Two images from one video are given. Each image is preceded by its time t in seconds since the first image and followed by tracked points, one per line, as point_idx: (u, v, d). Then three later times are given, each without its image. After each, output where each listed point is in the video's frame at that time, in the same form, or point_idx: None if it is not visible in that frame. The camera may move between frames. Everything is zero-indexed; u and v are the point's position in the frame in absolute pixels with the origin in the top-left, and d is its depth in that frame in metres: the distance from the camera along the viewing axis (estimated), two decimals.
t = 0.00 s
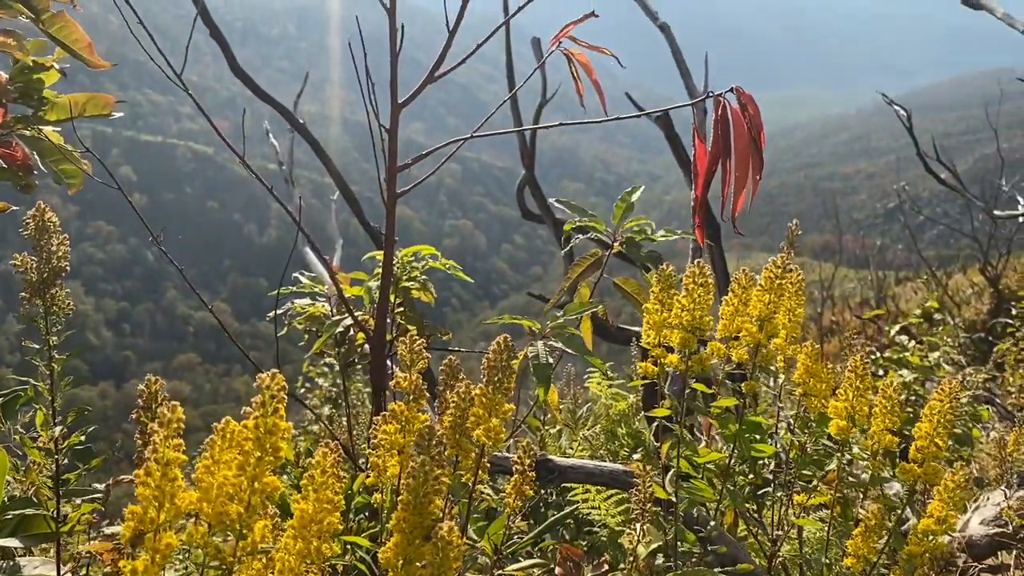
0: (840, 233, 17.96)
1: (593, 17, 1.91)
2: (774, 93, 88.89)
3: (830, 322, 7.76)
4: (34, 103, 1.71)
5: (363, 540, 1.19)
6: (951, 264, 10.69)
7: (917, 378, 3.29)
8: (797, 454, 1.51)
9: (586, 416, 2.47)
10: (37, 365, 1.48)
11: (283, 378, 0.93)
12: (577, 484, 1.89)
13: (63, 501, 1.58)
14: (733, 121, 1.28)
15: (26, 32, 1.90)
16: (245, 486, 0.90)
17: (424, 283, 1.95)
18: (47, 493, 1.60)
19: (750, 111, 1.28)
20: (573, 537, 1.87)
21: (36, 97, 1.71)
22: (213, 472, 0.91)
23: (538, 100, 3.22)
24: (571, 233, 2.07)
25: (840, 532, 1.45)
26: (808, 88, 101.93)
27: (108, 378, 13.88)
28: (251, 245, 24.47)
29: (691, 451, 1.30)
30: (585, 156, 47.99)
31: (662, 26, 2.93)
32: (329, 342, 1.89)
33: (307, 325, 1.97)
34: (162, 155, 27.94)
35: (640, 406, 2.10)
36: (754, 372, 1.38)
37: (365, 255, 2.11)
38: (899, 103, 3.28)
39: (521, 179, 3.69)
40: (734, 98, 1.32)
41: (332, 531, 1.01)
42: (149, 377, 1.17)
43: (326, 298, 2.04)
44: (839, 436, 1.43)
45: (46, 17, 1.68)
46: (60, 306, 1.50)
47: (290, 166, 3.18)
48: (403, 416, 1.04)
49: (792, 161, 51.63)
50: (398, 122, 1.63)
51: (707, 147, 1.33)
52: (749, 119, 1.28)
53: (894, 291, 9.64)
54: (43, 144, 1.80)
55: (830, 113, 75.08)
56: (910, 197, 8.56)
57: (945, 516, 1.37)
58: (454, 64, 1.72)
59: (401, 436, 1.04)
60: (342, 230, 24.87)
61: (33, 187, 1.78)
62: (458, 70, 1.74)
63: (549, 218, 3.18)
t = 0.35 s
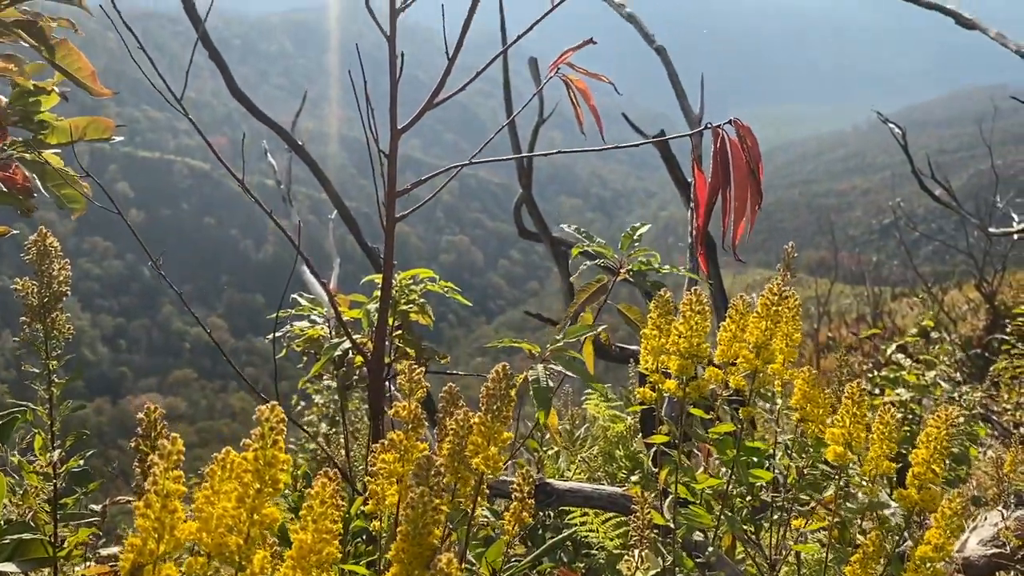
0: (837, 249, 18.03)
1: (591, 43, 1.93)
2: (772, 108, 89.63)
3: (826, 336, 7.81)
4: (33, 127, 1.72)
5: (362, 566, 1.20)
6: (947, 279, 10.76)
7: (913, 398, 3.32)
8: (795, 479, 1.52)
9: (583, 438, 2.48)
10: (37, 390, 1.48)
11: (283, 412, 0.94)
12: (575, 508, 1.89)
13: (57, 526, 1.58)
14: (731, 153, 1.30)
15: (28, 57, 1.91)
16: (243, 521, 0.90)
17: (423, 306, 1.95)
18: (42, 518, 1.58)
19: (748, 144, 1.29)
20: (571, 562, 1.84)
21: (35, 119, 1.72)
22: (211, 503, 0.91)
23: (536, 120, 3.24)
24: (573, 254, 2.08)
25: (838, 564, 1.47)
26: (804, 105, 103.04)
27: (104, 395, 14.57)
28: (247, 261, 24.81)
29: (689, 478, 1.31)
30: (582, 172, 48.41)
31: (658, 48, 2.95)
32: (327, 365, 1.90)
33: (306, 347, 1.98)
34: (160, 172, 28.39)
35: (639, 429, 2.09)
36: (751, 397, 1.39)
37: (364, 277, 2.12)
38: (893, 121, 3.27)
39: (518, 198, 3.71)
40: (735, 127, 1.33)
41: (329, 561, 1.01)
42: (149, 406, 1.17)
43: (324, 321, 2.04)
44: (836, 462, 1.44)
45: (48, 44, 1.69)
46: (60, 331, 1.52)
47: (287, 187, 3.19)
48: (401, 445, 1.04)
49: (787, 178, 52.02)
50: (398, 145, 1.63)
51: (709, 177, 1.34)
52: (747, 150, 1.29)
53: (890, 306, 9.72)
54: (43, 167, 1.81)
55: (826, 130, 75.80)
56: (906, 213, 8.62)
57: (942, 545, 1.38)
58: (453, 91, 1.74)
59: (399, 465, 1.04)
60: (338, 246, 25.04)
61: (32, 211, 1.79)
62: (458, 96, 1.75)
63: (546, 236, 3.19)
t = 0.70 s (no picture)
0: (831, 267, 18.16)
1: (586, 65, 1.94)
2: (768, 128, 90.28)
3: (822, 354, 7.85)
4: (30, 151, 1.72)
5: None
6: (942, 297, 10.83)
7: (910, 416, 3.33)
8: (793, 502, 1.54)
9: (581, 458, 2.48)
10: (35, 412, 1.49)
11: (282, 441, 0.93)
12: (573, 531, 1.88)
13: (51, 551, 1.56)
14: (729, 174, 1.30)
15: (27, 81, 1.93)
16: (242, 547, 0.90)
17: (420, 328, 1.95)
18: (36, 541, 1.57)
19: (746, 165, 1.29)
20: None
21: (33, 143, 1.72)
22: (209, 531, 0.91)
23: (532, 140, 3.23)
24: (570, 276, 2.09)
25: None
26: (800, 125, 103.85)
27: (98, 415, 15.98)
28: (243, 279, 25.77)
29: (686, 502, 1.31)
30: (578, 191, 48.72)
31: (652, 69, 2.96)
32: (324, 388, 1.91)
33: (302, 370, 1.97)
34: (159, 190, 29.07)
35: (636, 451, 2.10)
36: (750, 420, 1.40)
37: (361, 298, 2.13)
38: (887, 141, 3.25)
39: (514, 218, 3.72)
40: (730, 149, 1.32)
41: None
42: (147, 430, 1.18)
43: (323, 342, 2.04)
44: (835, 486, 1.46)
45: (49, 68, 1.70)
46: (56, 355, 1.52)
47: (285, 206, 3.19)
48: (399, 470, 1.04)
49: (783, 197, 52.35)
50: (395, 166, 1.62)
51: (706, 197, 1.34)
52: (745, 172, 1.29)
53: (887, 325, 9.78)
54: (41, 191, 1.82)
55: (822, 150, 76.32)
56: (900, 231, 8.68)
57: (942, 567, 1.39)
58: (450, 112, 1.74)
59: (397, 492, 1.04)
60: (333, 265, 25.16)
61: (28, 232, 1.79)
62: (456, 117, 1.75)
63: (543, 255, 3.19)
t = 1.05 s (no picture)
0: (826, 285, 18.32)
1: (583, 93, 1.96)
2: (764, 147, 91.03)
3: (817, 373, 7.89)
4: (28, 173, 1.73)
5: None
6: (936, 316, 10.91)
7: (906, 435, 3.35)
8: (789, 524, 1.56)
9: (577, 479, 2.48)
10: (33, 437, 1.53)
11: (283, 468, 0.94)
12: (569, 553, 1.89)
13: None
14: (721, 203, 1.32)
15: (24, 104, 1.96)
16: None
17: (418, 350, 1.96)
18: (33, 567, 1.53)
19: (737, 194, 1.31)
20: None
21: (31, 164, 1.72)
22: (209, 557, 0.91)
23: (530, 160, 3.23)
24: (567, 301, 2.10)
25: None
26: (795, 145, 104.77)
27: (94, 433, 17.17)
28: (240, 298, 27.03)
29: (682, 528, 1.32)
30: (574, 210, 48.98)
31: (648, 93, 2.99)
32: (322, 410, 1.92)
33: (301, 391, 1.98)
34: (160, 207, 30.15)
35: (632, 472, 2.11)
36: (744, 445, 1.41)
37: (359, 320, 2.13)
38: (881, 160, 3.23)
39: (511, 239, 3.74)
40: (723, 177, 1.35)
41: None
42: (146, 455, 1.17)
43: (321, 365, 2.05)
44: (829, 510, 1.50)
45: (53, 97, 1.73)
46: (54, 379, 1.54)
47: (282, 227, 3.20)
48: (397, 495, 1.05)
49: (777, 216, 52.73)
50: (394, 192, 1.64)
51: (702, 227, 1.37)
52: (738, 203, 1.31)
53: (882, 342, 9.84)
54: (40, 214, 1.82)
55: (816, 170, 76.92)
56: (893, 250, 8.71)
57: None
58: (450, 137, 1.75)
59: (394, 518, 1.04)
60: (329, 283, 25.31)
61: (27, 258, 1.84)
62: (458, 145, 1.77)
63: (539, 274, 3.20)
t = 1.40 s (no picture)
0: (822, 307, 18.39)
1: (580, 123, 2.00)
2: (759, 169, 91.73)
3: (813, 394, 7.90)
4: (34, 201, 1.76)
5: None
6: (933, 337, 10.94)
7: (903, 458, 3.37)
8: (784, 553, 1.58)
9: (574, 503, 2.48)
10: (33, 461, 1.79)
11: (284, 499, 0.95)
12: None
13: None
14: (716, 240, 1.36)
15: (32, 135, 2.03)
16: None
17: (416, 375, 1.98)
18: None
19: (731, 230, 1.34)
20: None
21: (36, 193, 1.76)
22: None
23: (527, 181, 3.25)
24: (563, 326, 2.13)
25: None
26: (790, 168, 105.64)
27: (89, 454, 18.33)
28: (235, 318, 28.21)
29: (675, 554, 1.34)
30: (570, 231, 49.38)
31: (642, 119, 3.04)
32: (322, 436, 1.93)
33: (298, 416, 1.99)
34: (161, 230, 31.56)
35: (629, 497, 2.12)
36: (740, 470, 1.45)
37: (358, 345, 2.16)
38: (876, 183, 3.12)
39: (508, 261, 3.77)
40: (717, 213, 1.38)
41: None
42: (150, 483, 1.19)
43: (320, 389, 2.08)
44: (823, 535, 1.53)
45: (56, 125, 1.77)
46: (57, 406, 1.83)
47: (280, 249, 3.21)
48: (397, 524, 1.07)
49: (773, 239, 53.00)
50: (393, 219, 1.67)
51: (698, 260, 1.40)
52: (732, 240, 1.35)
53: (877, 363, 9.87)
54: (40, 239, 1.84)
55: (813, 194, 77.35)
56: (890, 270, 8.70)
57: None
58: (451, 167, 1.78)
59: (395, 543, 1.06)
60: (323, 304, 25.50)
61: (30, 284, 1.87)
62: (457, 175, 1.80)
63: (535, 297, 3.22)
